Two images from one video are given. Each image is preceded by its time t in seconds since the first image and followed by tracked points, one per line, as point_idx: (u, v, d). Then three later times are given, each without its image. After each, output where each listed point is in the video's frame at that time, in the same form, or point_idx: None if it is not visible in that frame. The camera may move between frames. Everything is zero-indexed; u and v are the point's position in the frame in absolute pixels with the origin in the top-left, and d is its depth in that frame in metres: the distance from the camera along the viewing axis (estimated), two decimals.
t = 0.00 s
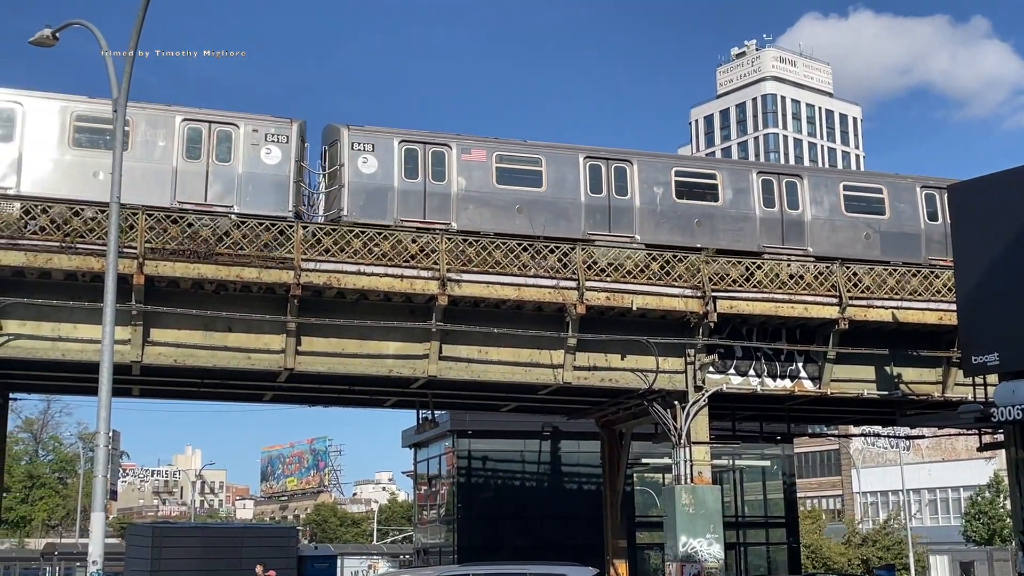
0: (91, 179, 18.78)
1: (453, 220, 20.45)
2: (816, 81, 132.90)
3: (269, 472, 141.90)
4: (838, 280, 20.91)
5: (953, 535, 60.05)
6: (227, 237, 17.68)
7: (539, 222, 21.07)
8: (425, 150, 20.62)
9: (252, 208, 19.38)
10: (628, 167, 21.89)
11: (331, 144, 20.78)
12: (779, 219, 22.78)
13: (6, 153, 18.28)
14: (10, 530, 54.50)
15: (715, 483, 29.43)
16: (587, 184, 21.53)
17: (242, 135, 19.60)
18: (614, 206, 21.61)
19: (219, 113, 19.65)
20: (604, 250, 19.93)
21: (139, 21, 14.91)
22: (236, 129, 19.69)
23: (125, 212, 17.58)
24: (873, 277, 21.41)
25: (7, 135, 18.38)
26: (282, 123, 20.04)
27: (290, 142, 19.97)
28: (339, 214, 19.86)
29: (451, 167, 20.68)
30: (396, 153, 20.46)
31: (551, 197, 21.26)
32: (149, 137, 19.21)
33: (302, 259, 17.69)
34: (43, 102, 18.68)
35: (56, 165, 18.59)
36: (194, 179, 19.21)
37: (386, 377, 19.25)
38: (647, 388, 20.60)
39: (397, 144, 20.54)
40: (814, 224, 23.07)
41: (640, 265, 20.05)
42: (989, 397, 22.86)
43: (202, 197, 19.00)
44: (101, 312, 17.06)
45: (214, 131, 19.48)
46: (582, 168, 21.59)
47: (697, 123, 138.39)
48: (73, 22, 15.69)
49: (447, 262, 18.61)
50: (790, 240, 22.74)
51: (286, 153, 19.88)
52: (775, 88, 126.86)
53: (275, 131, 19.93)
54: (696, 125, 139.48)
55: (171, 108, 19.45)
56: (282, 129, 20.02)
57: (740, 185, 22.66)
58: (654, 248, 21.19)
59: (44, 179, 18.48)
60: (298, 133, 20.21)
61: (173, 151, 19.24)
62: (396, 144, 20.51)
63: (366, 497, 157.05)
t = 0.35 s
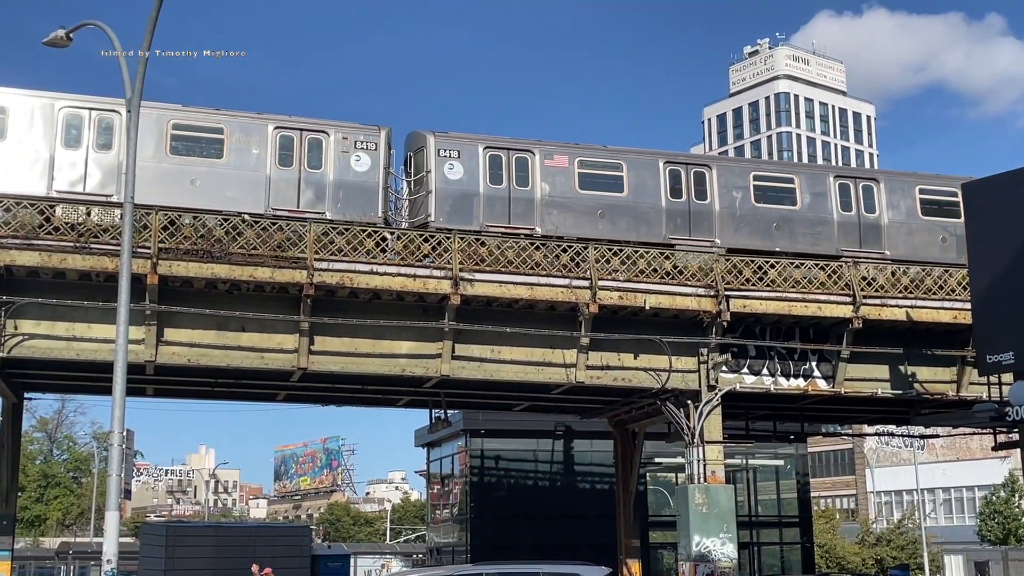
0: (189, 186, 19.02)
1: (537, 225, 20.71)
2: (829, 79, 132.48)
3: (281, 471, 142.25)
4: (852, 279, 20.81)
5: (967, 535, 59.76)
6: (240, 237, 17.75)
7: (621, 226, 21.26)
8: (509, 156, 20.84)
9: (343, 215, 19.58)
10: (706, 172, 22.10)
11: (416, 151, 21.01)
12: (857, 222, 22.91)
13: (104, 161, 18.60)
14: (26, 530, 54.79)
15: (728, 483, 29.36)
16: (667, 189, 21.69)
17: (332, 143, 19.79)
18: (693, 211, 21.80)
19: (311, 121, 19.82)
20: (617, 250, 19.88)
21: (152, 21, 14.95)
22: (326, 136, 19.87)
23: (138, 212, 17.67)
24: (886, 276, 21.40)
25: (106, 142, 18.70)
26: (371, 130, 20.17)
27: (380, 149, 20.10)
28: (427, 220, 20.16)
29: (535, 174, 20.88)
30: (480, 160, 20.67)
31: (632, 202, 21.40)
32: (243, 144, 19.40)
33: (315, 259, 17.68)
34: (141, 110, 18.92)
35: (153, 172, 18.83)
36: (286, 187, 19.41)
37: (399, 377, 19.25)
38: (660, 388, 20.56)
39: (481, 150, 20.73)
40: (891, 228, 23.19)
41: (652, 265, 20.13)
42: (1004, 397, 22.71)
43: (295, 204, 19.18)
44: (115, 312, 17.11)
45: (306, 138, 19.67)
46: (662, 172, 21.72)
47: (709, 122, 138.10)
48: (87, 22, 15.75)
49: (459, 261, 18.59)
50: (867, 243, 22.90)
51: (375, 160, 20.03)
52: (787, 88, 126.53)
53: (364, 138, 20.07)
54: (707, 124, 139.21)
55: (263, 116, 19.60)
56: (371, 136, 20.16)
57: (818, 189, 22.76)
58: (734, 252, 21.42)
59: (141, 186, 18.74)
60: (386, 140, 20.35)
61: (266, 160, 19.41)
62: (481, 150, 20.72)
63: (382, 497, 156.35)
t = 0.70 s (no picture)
0: (281, 193, 19.37)
1: (618, 230, 21.12)
2: (840, 79, 132.14)
3: (290, 471, 142.56)
4: (863, 279, 20.73)
5: (980, 536, 59.53)
6: (251, 237, 17.74)
7: (700, 231, 21.62)
8: (590, 162, 21.25)
9: (430, 221, 20.04)
10: (783, 177, 22.43)
11: (499, 157, 21.44)
12: (933, 226, 23.16)
13: (199, 169, 18.93)
14: (39, 529, 55.06)
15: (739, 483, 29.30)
16: (746, 193, 22.03)
17: (419, 150, 20.22)
18: (771, 215, 22.15)
19: (398, 128, 20.23)
20: (627, 249, 19.84)
21: (164, 22, 14.99)
22: (412, 143, 20.28)
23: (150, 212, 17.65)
24: (899, 276, 21.30)
25: (200, 150, 19.05)
26: (456, 137, 20.63)
27: (465, 155, 20.61)
28: (511, 226, 20.60)
29: (616, 179, 21.26)
30: (562, 166, 21.10)
31: (711, 207, 21.74)
32: (332, 151, 19.77)
33: (326, 259, 17.72)
34: (233, 118, 19.23)
35: (246, 179, 19.19)
36: (375, 193, 19.76)
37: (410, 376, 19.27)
38: (670, 387, 20.54)
39: (563, 157, 21.18)
40: (966, 231, 23.49)
41: (663, 264, 20.00)
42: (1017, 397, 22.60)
43: (384, 210, 19.56)
44: (127, 312, 17.15)
45: (393, 145, 20.06)
46: (740, 177, 22.07)
47: (719, 122, 137.87)
48: (99, 23, 15.80)
49: (470, 261, 18.59)
50: (943, 247, 23.18)
51: (460, 166, 20.49)
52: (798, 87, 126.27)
53: (449, 145, 20.54)
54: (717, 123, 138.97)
55: (350, 124, 19.95)
56: (457, 143, 20.63)
57: (894, 194, 23.03)
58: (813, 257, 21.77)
59: (235, 193, 19.09)
60: (471, 146, 20.81)
61: (355, 167, 19.77)
62: (564, 156, 21.16)
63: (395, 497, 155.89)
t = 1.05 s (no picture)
0: (368, 199, 19.89)
1: (695, 235, 21.62)
2: (849, 79, 131.93)
3: (298, 470, 142.80)
4: (871, 279, 20.67)
5: (988, 536, 59.37)
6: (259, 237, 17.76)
7: (775, 236, 22.25)
8: (667, 168, 21.71)
9: (512, 226, 20.51)
10: (857, 183, 23.04)
11: (578, 163, 22.13)
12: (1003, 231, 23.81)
13: (288, 176, 19.48)
14: (48, 528, 55.19)
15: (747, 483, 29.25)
16: (820, 199, 22.63)
17: (500, 156, 20.70)
18: (845, 220, 22.79)
19: (479, 135, 20.74)
20: (635, 249, 19.82)
21: (172, 22, 15.02)
22: (492, 150, 20.74)
23: (158, 211, 17.66)
24: (906, 276, 21.26)
25: (289, 157, 19.60)
26: (536, 144, 21.03)
27: (545, 161, 21.00)
28: (591, 231, 21.07)
29: (692, 185, 21.77)
30: (640, 172, 21.56)
31: (786, 212, 22.38)
32: (417, 158, 20.28)
33: (333, 259, 17.72)
34: (322, 126, 19.77)
35: (334, 185, 19.71)
36: (458, 199, 20.28)
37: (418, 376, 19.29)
38: (678, 387, 20.51)
39: (640, 163, 21.61)
40: None
41: (671, 264, 19.94)
42: None
43: (469, 215, 20.07)
44: (135, 311, 17.19)
45: (475, 152, 20.58)
46: (815, 182, 22.70)
47: (727, 121, 137.66)
48: (107, 23, 15.82)
49: (477, 261, 18.61)
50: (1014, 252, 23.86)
51: (541, 172, 20.94)
52: (806, 87, 126.08)
53: (530, 151, 20.97)
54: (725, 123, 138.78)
55: (433, 131, 20.48)
56: (536, 149, 21.03)
57: (965, 199, 23.65)
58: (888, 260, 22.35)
59: (325, 199, 19.62)
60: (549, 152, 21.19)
61: (439, 173, 20.30)
62: (641, 162, 21.60)
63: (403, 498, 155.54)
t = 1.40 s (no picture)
0: (449, 205, 19.97)
1: (769, 240, 21.80)
2: (854, 79, 131.76)
3: (301, 469, 142.90)
4: (876, 279, 20.61)
5: (992, 538, 59.23)
6: (263, 236, 17.74)
7: (848, 241, 22.31)
8: (740, 173, 21.93)
9: (590, 232, 20.62)
10: (927, 188, 23.10)
11: (650, 169, 22.09)
12: None
13: (371, 181, 19.59)
14: (53, 527, 55.26)
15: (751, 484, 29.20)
16: (891, 204, 22.70)
17: (577, 163, 20.80)
18: (917, 225, 22.82)
19: (558, 142, 20.86)
20: (639, 249, 19.80)
21: (177, 21, 15.02)
22: (571, 156, 20.84)
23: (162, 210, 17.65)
24: (911, 276, 21.19)
25: (372, 163, 19.71)
26: (612, 150, 21.16)
27: (621, 167, 21.12)
28: (667, 235, 21.21)
29: (765, 190, 21.98)
30: (714, 177, 21.75)
31: (858, 217, 22.43)
32: (496, 165, 20.40)
33: (337, 258, 17.72)
34: (404, 133, 19.89)
35: (416, 191, 19.84)
36: (537, 205, 20.39)
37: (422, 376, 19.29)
38: (682, 388, 20.50)
39: (714, 168, 21.82)
40: None
41: (675, 264, 19.90)
42: None
43: (548, 220, 20.21)
44: (140, 310, 17.19)
45: (553, 158, 20.69)
46: (885, 188, 22.76)
47: (732, 122, 137.52)
48: (111, 22, 15.81)
49: (482, 261, 18.59)
50: None
51: (617, 177, 21.00)
52: (811, 87, 125.93)
53: (607, 158, 21.08)
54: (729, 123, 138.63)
55: (512, 137, 20.57)
56: (612, 155, 21.16)
57: None
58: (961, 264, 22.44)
59: (408, 205, 19.75)
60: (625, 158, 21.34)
61: (517, 180, 20.39)
62: (714, 168, 21.79)
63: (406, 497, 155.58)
